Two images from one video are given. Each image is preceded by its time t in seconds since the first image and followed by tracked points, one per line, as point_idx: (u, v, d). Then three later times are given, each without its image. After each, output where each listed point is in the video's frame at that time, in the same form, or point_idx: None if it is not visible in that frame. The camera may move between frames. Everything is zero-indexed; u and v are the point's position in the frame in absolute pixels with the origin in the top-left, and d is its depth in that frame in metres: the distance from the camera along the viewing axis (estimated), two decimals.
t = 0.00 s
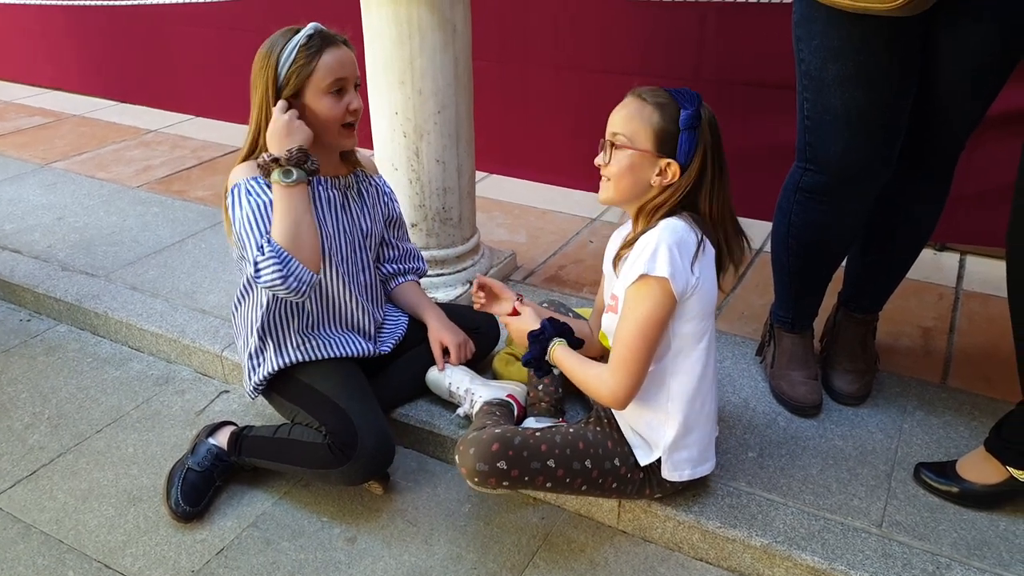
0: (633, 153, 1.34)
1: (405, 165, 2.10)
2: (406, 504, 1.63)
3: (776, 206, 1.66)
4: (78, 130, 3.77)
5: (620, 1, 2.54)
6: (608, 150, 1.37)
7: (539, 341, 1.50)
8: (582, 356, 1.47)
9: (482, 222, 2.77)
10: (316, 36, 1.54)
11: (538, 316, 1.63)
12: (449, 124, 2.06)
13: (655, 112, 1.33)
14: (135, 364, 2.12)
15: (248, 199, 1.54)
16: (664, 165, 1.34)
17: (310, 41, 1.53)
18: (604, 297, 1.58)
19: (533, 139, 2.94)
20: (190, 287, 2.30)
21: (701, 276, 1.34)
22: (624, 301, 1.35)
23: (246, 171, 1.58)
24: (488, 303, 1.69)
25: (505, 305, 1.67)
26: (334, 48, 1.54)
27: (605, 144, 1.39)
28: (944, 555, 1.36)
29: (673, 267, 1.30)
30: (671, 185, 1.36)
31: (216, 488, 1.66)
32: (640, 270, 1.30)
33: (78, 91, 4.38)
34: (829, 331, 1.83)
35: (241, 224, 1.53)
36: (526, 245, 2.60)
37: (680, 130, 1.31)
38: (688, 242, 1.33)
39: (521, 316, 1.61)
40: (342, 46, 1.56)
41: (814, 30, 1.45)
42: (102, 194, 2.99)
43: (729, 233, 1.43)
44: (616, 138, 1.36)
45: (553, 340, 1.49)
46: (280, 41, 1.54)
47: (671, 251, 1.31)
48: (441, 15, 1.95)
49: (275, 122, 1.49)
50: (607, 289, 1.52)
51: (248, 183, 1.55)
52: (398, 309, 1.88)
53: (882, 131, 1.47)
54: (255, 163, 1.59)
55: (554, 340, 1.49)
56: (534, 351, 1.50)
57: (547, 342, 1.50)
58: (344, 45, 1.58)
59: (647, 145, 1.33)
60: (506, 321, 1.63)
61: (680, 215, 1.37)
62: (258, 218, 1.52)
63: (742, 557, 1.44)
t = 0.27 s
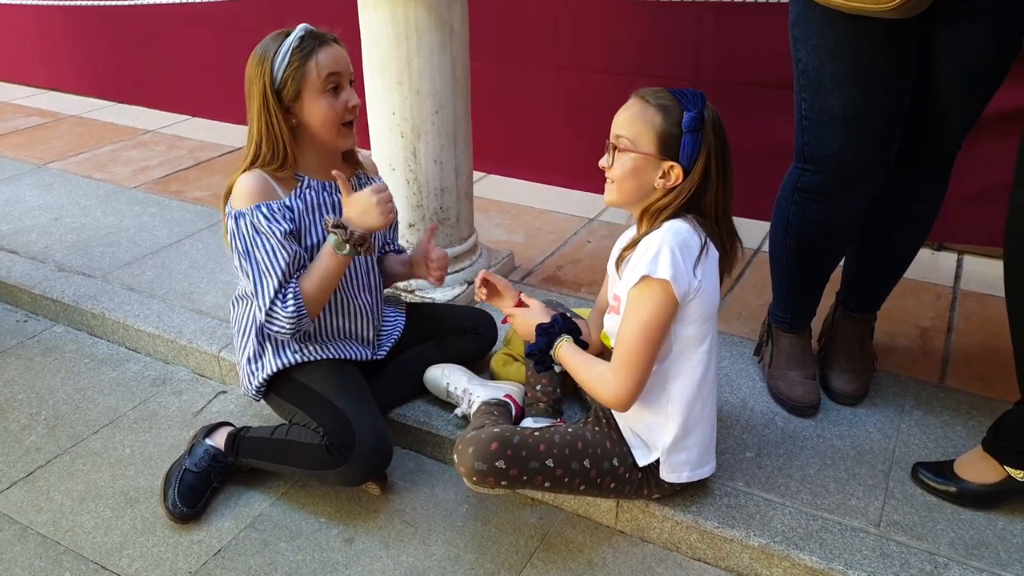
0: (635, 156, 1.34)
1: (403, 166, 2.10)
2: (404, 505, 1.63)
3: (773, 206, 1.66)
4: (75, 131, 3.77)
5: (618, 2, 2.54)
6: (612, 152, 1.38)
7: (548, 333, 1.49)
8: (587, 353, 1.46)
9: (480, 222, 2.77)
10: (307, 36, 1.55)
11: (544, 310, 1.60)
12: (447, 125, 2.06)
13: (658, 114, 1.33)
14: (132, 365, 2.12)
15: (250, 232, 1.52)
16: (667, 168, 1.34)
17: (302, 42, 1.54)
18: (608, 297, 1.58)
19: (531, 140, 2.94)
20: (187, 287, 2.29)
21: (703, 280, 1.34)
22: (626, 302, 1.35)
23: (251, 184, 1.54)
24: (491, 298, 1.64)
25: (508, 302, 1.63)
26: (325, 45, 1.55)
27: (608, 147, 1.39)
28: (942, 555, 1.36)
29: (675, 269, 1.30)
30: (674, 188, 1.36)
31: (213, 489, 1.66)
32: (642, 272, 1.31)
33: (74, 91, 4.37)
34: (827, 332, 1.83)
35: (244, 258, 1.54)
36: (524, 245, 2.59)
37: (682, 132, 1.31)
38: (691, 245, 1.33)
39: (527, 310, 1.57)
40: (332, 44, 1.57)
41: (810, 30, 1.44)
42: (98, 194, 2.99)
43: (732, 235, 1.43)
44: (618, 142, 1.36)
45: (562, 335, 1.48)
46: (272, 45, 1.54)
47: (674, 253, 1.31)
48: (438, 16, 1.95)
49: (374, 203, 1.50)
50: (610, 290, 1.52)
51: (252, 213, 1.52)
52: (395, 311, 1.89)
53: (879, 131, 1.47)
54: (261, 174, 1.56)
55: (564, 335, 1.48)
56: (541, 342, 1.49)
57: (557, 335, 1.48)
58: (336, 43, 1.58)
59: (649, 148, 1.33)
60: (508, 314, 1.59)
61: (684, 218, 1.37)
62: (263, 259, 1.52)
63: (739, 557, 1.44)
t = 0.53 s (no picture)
0: (636, 157, 1.34)
1: (401, 165, 2.09)
2: (402, 505, 1.63)
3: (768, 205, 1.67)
4: (72, 131, 3.76)
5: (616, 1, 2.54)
6: (612, 154, 1.38)
7: (548, 331, 1.49)
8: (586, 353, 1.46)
9: (478, 222, 2.77)
10: (305, 38, 1.54)
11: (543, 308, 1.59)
12: (444, 124, 2.06)
13: (656, 115, 1.33)
14: (130, 365, 2.11)
15: (246, 234, 1.53)
16: (667, 168, 1.34)
17: (299, 43, 1.53)
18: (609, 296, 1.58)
19: (529, 139, 2.94)
20: (184, 287, 2.29)
21: (704, 280, 1.34)
22: (627, 303, 1.35)
23: (250, 183, 1.55)
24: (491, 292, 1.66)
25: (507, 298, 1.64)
26: (323, 46, 1.55)
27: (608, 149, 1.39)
28: (940, 554, 1.36)
29: (676, 270, 1.30)
30: (674, 188, 1.36)
31: (211, 489, 1.66)
32: (642, 272, 1.31)
33: (71, 91, 4.36)
34: (825, 331, 1.83)
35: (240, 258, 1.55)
36: (522, 245, 2.59)
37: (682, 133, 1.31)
38: (691, 245, 1.33)
39: (527, 307, 1.57)
40: (329, 44, 1.57)
41: (804, 28, 1.45)
42: (96, 194, 2.98)
43: (731, 235, 1.43)
44: (618, 142, 1.36)
45: (560, 335, 1.48)
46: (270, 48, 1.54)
47: (674, 253, 1.31)
48: (436, 15, 1.95)
49: (368, 211, 1.49)
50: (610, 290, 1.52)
51: (250, 215, 1.52)
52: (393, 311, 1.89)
53: (871, 129, 1.47)
54: (260, 175, 1.56)
55: (563, 335, 1.48)
56: (540, 340, 1.49)
57: (558, 335, 1.48)
58: (333, 44, 1.58)
59: (649, 149, 1.33)
60: (507, 311, 1.59)
61: (685, 218, 1.37)
62: (256, 261, 1.53)
63: (737, 557, 1.44)
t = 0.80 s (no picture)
0: (647, 153, 1.33)
1: (399, 165, 2.09)
2: (402, 505, 1.63)
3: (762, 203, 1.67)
4: (70, 131, 3.76)
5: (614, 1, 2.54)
6: (618, 158, 1.36)
7: (548, 335, 1.50)
8: (586, 357, 1.45)
9: (477, 222, 2.77)
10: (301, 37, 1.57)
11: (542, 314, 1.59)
12: (443, 124, 2.06)
13: (661, 110, 1.33)
14: (128, 365, 2.11)
15: (228, 231, 1.53)
16: (679, 160, 1.35)
17: (291, 42, 1.55)
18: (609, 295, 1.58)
19: (527, 139, 2.94)
20: (183, 288, 2.29)
21: (711, 278, 1.35)
22: (633, 299, 1.35)
23: (246, 181, 1.55)
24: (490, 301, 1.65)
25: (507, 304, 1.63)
26: (313, 47, 1.54)
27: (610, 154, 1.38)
28: (939, 552, 1.36)
29: (685, 266, 1.30)
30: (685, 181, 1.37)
31: (210, 490, 1.66)
32: (652, 267, 1.31)
33: (69, 91, 4.36)
34: (823, 331, 1.84)
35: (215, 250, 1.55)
36: (521, 245, 2.59)
37: (686, 123, 1.33)
38: (700, 243, 1.34)
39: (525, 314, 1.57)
40: (322, 45, 1.56)
41: (796, 26, 1.46)
42: (94, 194, 2.98)
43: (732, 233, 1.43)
44: (624, 143, 1.34)
45: (558, 341, 1.47)
46: (268, 47, 1.57)
47: (684, 250, 1.31)
48: (434, 15, 1.95)
49: (352, 260, 1.47)
50: (612, 287, 1.52)
51: (240, 215, 1.53)
52: (391, 309, 1.90)
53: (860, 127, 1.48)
54: (256, 172, 1.57)
55: (561, 340, 1.48)
56: (540, 344, 1.48)
57: (557, 341, 1.48)
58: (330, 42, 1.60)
59: (659, 143, 1.33)
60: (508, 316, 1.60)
61: (691, 214, 1.37)
62: (229, 256, 1.54)
63: (737, 556, 1.45)
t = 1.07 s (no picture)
0: (669, 143, 1.36)
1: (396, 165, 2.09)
2: (399, 504, 1.63)
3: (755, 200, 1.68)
4: (67, 132, 3.75)
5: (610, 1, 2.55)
6: (636, 153, 1.35)
7: (550, 341, 1.48)
8: (590, 357, 1.45)
9: (474, 222, 2.77)
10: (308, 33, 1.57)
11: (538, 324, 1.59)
12: (439, 124, 2.06)
13: (660, 106, 1.37)
14: (125, 365, 2.11)
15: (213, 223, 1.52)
16: (685, 149, 1.38)
17: (294, 38, 1.55)
18: (603, 293, 1.58)
19: (525, 139, 2.94)
20: (180, 288, 2.29)
21: (716, 267, 1.37)
22: (642, 288, 1.34)
23: (241, 177, 1.56)
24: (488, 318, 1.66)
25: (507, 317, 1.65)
26: (316, 44, 1.55)
27: (621, 154, 1.36)
28: (935, 551, 1.36)
29: (697, 253, 1.31)
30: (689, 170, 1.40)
31: (207, 489, 1.66)
32: (664, 255, 1.31)
33: (66, 91, 4.35)
34: (820, 330, 1.84)
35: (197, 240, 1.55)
36: (519, 244, 2.59)
37: (677, 115, 1.39)
38: (705, 232, 1.36)
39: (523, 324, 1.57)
40: (324, 44, 1.56)
41: (786, 22, 1.47)
42: (91, 195, 2.98)
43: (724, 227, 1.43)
44: (643, 138, 1.35)
45: (563, 345, 1.47)
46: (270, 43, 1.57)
47: (693, 238, 1.32)
48: (431, 15, 1.95)
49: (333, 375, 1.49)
50: (609, 283, 1.53)
51: (228, 209, 1.52)
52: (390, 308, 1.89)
53: (843, 123, 1.48)
54: (248, 168, 1.57)
55: (565, 345, 1.48)
56: (545, 350, 1.47)
57: (559, 346, 1.48)
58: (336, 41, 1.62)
59: (668, 133, 1.37)
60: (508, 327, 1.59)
61: (692, 210, 1.39)
62: (209, 247, 1.53)
63: (734, 555, 1.45)
